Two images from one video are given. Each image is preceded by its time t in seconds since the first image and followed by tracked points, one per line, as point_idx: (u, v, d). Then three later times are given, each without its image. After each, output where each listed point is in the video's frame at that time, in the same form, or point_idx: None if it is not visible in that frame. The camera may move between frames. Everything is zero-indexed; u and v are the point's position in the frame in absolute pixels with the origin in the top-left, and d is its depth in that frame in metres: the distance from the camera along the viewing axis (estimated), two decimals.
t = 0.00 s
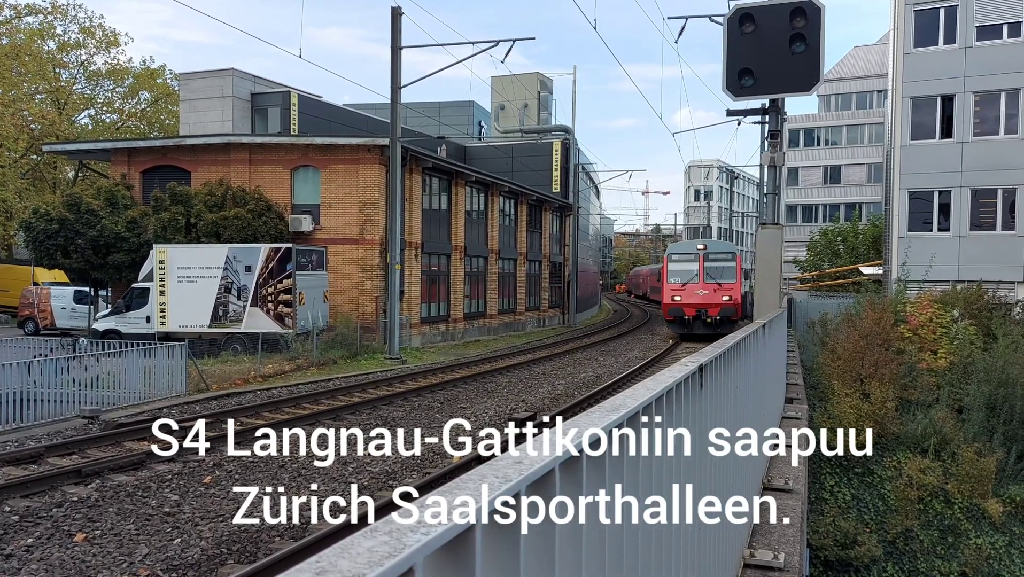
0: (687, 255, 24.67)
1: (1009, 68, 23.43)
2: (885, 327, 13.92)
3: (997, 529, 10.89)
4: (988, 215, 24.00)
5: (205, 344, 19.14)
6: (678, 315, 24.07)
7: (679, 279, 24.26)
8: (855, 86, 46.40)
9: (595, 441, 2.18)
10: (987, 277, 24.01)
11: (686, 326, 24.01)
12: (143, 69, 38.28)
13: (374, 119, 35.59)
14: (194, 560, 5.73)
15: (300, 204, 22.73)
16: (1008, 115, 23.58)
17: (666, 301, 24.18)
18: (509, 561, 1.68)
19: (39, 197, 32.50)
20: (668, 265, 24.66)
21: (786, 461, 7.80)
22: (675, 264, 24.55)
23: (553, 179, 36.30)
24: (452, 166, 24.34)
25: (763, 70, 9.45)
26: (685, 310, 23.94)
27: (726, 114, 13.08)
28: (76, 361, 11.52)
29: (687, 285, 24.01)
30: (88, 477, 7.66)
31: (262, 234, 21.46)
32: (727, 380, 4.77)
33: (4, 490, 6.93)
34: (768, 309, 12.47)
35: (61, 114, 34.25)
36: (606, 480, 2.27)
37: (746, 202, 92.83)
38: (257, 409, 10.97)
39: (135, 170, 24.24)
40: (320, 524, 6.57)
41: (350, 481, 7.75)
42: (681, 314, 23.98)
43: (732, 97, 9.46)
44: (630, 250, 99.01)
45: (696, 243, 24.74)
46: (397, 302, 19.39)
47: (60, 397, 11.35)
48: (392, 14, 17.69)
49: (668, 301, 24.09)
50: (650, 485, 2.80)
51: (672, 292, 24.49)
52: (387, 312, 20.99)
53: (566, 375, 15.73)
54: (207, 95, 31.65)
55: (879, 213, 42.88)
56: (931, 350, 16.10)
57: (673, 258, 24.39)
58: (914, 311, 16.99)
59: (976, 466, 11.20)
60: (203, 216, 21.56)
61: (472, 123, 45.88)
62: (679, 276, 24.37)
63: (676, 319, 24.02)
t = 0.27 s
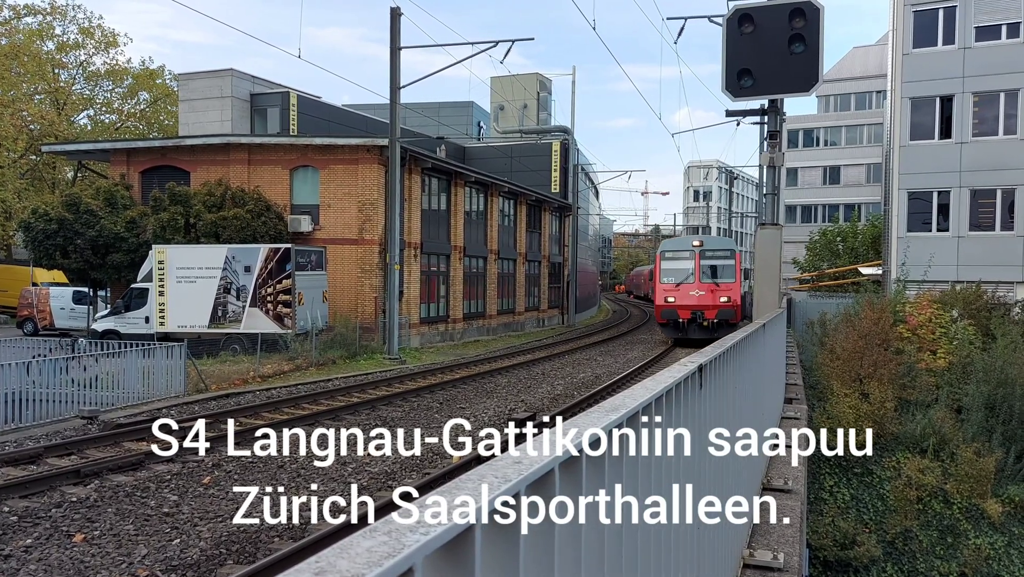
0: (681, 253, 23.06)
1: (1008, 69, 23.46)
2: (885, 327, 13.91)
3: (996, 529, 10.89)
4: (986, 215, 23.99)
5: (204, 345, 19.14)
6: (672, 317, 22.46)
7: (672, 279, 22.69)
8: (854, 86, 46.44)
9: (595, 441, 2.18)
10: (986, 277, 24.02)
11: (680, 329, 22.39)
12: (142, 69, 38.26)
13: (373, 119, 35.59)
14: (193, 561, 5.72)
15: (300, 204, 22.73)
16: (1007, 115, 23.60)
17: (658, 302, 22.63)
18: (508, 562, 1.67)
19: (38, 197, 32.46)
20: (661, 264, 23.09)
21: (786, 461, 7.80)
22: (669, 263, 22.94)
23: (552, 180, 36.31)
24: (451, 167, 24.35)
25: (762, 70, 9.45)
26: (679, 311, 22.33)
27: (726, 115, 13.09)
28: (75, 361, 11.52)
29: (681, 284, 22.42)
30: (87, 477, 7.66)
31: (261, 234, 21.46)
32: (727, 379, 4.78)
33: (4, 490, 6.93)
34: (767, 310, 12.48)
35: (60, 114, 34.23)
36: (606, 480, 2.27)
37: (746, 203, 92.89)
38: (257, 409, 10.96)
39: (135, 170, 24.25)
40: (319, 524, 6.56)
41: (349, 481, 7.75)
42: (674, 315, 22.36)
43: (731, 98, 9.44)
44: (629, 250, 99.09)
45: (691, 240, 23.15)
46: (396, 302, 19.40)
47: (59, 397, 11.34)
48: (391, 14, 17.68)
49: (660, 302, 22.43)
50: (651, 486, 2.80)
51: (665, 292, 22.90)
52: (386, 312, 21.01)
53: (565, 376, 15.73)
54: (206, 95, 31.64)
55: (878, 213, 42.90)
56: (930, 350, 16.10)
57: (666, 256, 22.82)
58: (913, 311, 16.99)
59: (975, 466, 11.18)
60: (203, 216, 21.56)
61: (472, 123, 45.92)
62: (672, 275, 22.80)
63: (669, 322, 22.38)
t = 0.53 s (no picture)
0: (672, 248, 20.02)
1: (1006, 69, 23.49)
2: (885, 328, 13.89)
3: (995, 529, 10.89)
4: (985, 216, 24.01)
5: (204, 346, 19.12)
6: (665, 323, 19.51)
7: (663, 279, 19.75)
8: (853, 87, 46.51)
9: (595, 441, 2.18)
10: (985, 278, 24.04)
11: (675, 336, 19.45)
12: (141, 69, 38.26)
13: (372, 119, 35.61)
14: (193, 562, 5.72)
15: (299, 205, 22.72)
16: (1005, 116, 23.63)
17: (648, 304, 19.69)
18: (508, 562, 1.67)
19: (37, 198, 32.45)
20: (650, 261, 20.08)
21: (785, 462, 7.79)
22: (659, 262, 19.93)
23: (551, 180, 36.33)
24: (451, 167, 24.36)
25: (762, 71, 9.45)
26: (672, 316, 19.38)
27: (724, 116, 13.10)
28: (74, 362, 11.52)
29: (674, 286, 19.47)
30: (86, 478, 7.65)
31: (260, 235, 21.47)
32: (726, 380, 4.78)
33: (2, 491, 6.93)
34: (767, 310, 12.45)
35: (59, 115, 34.21)
36: (606, 480, 2.27)
37: (745, 203, 92.95)
38: (256, 410, 10.95)
39: (134, 171, 24.26)
40: (318, 525, 6.56)
41: (348, 481, 7.74)
42: (666, 320, 19.46)
43: (731, 98, 9.44)
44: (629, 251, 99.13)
45: (683, 233, 20.10)
46: (395, 303, 19.40)
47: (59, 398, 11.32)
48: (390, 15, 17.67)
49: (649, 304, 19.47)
50: (651, 486, 2.80)
51: (655, 293, 19.98)
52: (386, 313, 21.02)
53: (565, 376, 15.73)
54: (205, 96, 31.64)
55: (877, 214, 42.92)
56: (930, 350, 16.11)
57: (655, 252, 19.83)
58: (912, 311, 16.99)
59: (974, 466, 11.19)
60: (201, 216, 21.55)
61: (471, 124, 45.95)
62: (663, 275, 19.83)
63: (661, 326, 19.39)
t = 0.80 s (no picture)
0: (664, 246, 18.16)
1: (1006, 69, 23.50)
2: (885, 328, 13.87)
3: (996, 529, 10.88)
4: (985, 216, 24.01)
5: (203, 346, 19.11)
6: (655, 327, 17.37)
7: (653, 278, 17.81)
8: (853, 87, 46.54)
9: (595, 441, 2.19)
10: (985, 277, 24.03)
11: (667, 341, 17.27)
12: (141, 70, 38.27)
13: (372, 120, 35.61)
14: (192, 562, 5.71)
15: (299, 205, 22.72)
16: (1005, 116, 23.63)
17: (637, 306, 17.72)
18: (508, 562, 1.66)
19: (37, 198, 32.44)
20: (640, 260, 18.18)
21: (785, 462, 7.80)
22: (651, 259, 17.98)
23: (551, 180, 36.33)
24: (451, 167, 24.37)
25: (762, 71, 9.45)
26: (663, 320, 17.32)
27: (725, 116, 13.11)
28: (74, 363, 11.53)
29: (665, 285, 17.56)
30: (86, 478, 7.65)
31: (260, 235, 21.47)
32: (725, 380, 4.79)
33: (2, 492, 6.93)
34: (767, 311, 12.44)
35: (59, 115, 34.21)
36: (606, 483, 2.27)
37: (745, 203, 92.99)
38: (256, 410, 10.95)
39: (134, 171, 24.26)
40: (318, 525, 6.56)
41: (348, 482, 7.73)
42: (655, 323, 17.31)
43: (731, 98, 9.44)
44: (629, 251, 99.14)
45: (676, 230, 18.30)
46: (395, 303, 19.38)
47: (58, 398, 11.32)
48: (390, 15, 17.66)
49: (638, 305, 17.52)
50: (651, 488, 2.80)
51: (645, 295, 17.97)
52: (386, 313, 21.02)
53: (565, 376, 15.73)
54: (205, 96, 31.64)
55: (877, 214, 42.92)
56: (929, 350, 16.09)
57: (644, 249, 17.99)
58: (913, 311, 16.98)
59: (974, 466, 11.20)
60: (201, 217, 21.54)
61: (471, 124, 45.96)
62: (653, 274, 17.89)
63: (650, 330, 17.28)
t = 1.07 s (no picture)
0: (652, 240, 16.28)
1: (1006, 69, 23.51)
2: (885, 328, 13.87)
3: (996, 529, 10.87)
4: (985, 216, 24.01)
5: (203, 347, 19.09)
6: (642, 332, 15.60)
7: (641, 277, 15.99)
8: (853, 87, 46.57)
9: (596, 441, 2.18)
10: (985, 277, 24.02)
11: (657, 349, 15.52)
12: (140, 70, 38.28)
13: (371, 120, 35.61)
14: (192, 562, 5.71)
15: (299, 206, 22.72)
16: (1005, 116, 23.64)
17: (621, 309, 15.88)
18: (507, 563, 1.65)
19: (37, 198, 32.42)
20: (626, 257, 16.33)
21: (785, 462, 7.80)
22: (639, 256, 16.15)
23: (551, 180, 36.34)
24: (450, 168, 24.38)
25: (761, 71, 9.45)
26: (651, 324, 15.50)
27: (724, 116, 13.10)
28: (73, 363, 11.53)
29: (653, 285, 15.74)
30: (85, 479, 7.64)
31: (260, 235, 21.47)
32: (726, 379, 4.79)
33: (2, 492, 6.92)
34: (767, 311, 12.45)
35: (59, 116, 34.21)
36: (606, 484, 2.27)
37: (745, 203, 93.04)
38: (256, 411, 10.93)
39: (133, 171, 24.25)
40: (318, 526, 6.55)
41: (348, 482, 7.73)
42: (641, 328, 15.50)
43: (730, 98, 9.43)
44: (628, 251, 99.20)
45: (667, 223, 16.42)
46: (394, 303, 19.40)
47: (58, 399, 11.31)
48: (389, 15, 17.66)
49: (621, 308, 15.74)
50: (651, 489, 2.80)
51: (630, 296, 16.15)
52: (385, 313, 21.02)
53: (565, 377, 15.72)
54: (204, 96, 31.63)
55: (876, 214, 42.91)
56: (929, 350, 16.07)
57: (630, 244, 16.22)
58: (913, 311, 16.97)
59: (974, 466, 11.21)
60: (201, 217, 21.53)
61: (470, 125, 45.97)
62: (641, 272, 16.06)
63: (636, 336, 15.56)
